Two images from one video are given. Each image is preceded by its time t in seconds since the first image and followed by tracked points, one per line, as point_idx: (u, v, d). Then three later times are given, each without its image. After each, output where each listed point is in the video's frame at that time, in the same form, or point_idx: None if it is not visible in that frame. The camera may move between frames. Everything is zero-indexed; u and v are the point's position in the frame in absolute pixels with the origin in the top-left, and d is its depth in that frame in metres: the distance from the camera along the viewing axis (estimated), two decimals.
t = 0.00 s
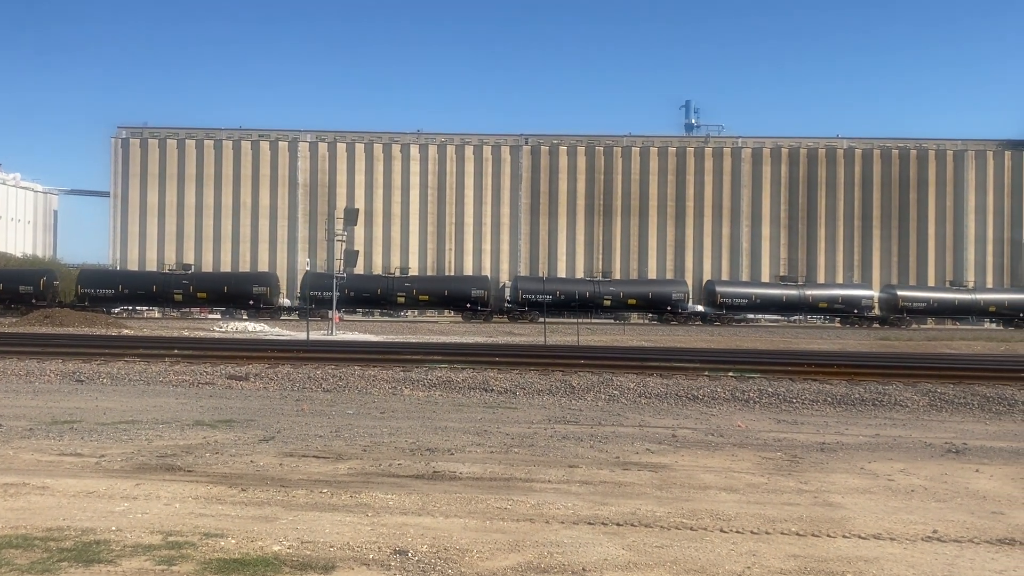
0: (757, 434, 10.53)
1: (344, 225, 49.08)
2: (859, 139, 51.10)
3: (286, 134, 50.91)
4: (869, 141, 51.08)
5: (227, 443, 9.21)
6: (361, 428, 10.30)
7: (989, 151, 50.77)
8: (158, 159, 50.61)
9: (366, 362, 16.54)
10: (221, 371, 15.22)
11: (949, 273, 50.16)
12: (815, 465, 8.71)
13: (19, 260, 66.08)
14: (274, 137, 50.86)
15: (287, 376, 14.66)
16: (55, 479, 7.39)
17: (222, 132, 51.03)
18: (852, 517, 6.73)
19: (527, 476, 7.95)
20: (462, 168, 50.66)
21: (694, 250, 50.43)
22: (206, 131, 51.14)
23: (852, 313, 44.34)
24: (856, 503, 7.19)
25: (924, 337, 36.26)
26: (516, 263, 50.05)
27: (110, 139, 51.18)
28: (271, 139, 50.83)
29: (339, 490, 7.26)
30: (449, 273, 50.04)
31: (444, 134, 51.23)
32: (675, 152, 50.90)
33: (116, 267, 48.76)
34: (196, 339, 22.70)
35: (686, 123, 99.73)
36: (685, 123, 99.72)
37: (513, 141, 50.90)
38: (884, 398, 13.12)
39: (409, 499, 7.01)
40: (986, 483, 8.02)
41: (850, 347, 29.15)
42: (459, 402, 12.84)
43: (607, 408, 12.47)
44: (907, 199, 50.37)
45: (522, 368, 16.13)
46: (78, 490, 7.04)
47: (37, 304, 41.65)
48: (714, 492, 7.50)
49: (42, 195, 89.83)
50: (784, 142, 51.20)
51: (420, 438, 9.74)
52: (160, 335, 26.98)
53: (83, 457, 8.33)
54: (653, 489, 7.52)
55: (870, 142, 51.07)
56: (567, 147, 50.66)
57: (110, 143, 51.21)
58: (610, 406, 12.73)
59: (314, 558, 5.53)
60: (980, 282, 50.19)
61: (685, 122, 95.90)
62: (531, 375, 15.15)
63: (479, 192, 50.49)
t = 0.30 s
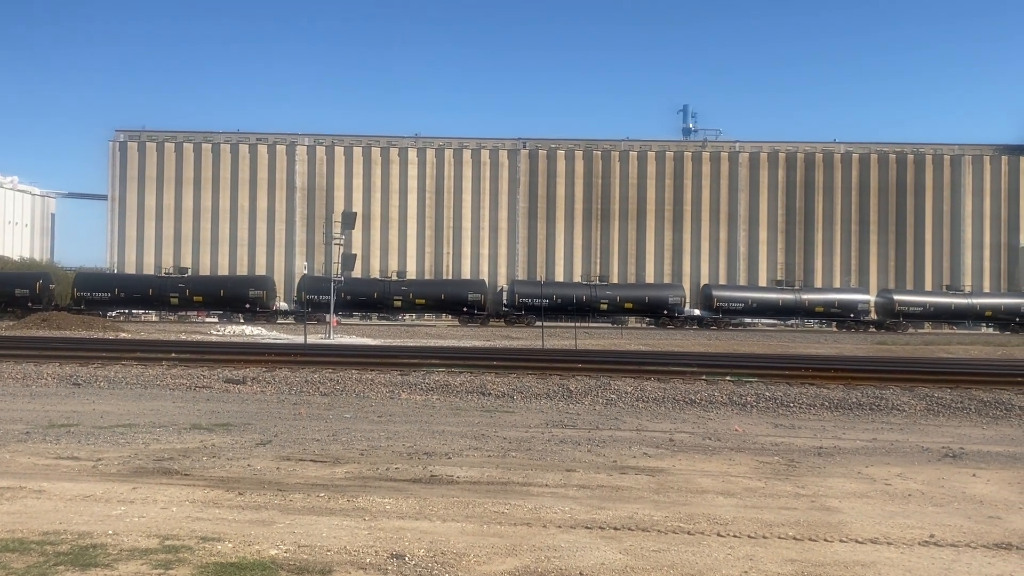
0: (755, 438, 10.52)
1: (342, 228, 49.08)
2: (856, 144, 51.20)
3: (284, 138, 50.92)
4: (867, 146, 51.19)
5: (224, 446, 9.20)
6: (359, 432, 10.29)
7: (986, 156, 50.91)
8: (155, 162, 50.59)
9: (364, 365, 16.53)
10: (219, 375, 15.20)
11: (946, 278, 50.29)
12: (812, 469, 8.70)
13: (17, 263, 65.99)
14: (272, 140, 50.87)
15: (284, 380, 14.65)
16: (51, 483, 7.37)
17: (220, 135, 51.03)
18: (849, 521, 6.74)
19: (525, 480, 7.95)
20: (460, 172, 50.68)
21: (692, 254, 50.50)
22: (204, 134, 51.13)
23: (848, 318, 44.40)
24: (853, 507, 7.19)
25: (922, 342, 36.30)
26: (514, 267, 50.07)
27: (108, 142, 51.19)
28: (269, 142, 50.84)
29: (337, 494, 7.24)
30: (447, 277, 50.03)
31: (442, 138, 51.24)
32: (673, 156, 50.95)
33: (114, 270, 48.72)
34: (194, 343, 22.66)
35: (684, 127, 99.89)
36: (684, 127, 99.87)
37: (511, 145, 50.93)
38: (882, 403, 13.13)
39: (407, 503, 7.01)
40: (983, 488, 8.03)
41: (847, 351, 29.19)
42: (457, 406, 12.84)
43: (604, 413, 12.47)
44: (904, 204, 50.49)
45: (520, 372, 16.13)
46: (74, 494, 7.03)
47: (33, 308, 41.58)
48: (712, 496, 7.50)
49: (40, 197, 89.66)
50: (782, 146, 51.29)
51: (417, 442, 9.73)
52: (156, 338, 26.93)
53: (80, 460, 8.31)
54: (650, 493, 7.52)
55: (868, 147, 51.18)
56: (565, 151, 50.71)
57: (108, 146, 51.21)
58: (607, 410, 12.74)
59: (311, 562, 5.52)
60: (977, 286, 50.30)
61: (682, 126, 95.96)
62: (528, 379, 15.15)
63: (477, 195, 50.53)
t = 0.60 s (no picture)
0: (752, 443, 10.53)
1: (340, 232, 49.07)
2: (853, 149, 51.33)
3: (282, 142, 50.97)
4: (864, 151, 51.32)
5: (222, 451, 9.19)
6: (356, 436, 10.29)
7: (984, 160, 51.04)
8: (154, 166, 50.60)
9: (362, 370, 16.52)
10: (216, 379, 15.18)
11: (943, 282, 50.34)
12: (810, 474, 8.71)
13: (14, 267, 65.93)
14: (270, 144, 50.91)
15: (282, 384, 14.63)
16: (49, 487, 7.36)
17: (218, 139, 51.07)
18: (847, 527, 6.74)
19: (523, 485, 7.95)
20: (458, 176, 50.72)
21: (690, 258, 50.53)
22: (202, 138, 51.18)
23: (845, 322, 44.42)
24: (851, 513, 7.19)
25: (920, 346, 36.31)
26: (512, 272, 50.08)
27: (106, 146, 51.23)
28: (267, 146, 50.88)
29: (335, 498, 7.24)
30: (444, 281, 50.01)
31: (440, 142, 51.29)
32: (671, 160, 51.02)
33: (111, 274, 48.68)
34: (192, 347, 22.64)
35: (683, 131, 100.01)
36: (682, 131, 99.99)
37: (509, 149, 51.01)
38: (880, 408, 13.15)
39: (405, 508, 7.00)
40: (981, 492, 8.04)
41: (845, 356, 29.21)
42: (454, 410, 12.84)
43: (603, 417, 12.47)
44: (902, 209, 50.60)
45: (518, 376, 16.12)
46: (72, 498, 7.02)
47: (29, 311, 41.52)
48: (710, 500, 7.51)
49: (38, 201, 89.50)
50: (779, 151, 51.38)
51: (415, 447, 9.73)
52: (153, 342, 26.90)
53: (78, 465, 8.30)
54: (648, 498, 7.52)
55: (865, 152, 51.31)
56: (563, 155, 50.76)
57: (106, 150, 51.24)
58: (605, 414, 12.74)
59: (308, 567, 5.52)
60: (975, 291, 50.33)
61: (680, 130, 96.15)
62: (527, 383, 15.14)
63: (475, 199, 50.54)
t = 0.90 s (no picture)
0: (752, 447, 10.53)
1: (339, 236, 49.08)
2: (852, 154, 51.46)
3: (281, 146, 51.06)
4: (864, 155, 51.41)
5: (221, 455, 9.19)
6: (355, 440, 10.28)
7: (983, 165, 51.19)
8: (153, 170, 50.62)
9: (362, 374, 16.49)
10: (215, 383, 15.17)
11: (943, 287, 50.38)
12: (809, 478, 8.70)
13: (13, 271, 65.79)
14: (270, 148, 50.98)
15: (281, 388, 14.63)
16: (47, 492, 7.35)
17: (217, 143, 51.12)
18: (846, 531, 6.74)
19: (522, 489, 7.94)
20: (458, 181, 50.78)
21: (689, 263, 50.57)
22: (201, 143, 51.23)
23: (844, 327, 44.43)
24: (850, 517, 7.20)
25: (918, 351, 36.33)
26: (512, 276, 50.11)
27: (106, 151, 51.26)
28: (266, 150, 50.93)
29: (334, 503, 7.23)
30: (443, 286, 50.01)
31: (439, 146, 51.38)
32: (670, 165, 51.08)
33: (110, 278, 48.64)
34: (189, 351, 22.60)
35: (681, 136, 100.22)
36: (681, 136, 100.21)
37: (508, 154, 51.14)
38: (879, 412, 13.15)
39: (404, 513, 6.99)
40: (981, 497, 8.04)
41: (844, 360, 29.22)
42: (454, 415, 12.82)
43: (602, 421, 12.47)
44: (901, 213, 50.68)
45: (517, 380, 16.11)
46: (71, 502, 7.02)
47: (26, 315, 41.47)
48: (709, 505, 7.51)
49: (37, 205, 89.41)
50: (778, 155, 51.47)
51: (415, 451, 9.72)
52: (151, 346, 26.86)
53: (77, 469, 8.29)
54: (647, 503, 7.52)
55: (864, 156, 51.42)
56: (563, 159, 50.84)
57: (106, 155, 51.28)
58: (605, 419, 12.73)
59: (307, 572, 5.51)
60: (974, 295, 50.40)
61: (679, 135, 96.29)
62: (526, 388, 15.14)
63: (474, 203, 50.57)
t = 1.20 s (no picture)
0: (752, 451, 10.54)
1: (339, 240, 49.10)
2: (852, 157, 51.55)
3: (281, 149, 51.16)
4: (863, 159, 51.49)
5: (221, 458, 9.17)
6: (356, 444, 10.27)
7: (982, 169, 51.29)
8: (153, 173, 50.64)
9: (362, 377, 16.48)
10: (215, 387, 15.16)
11: (942, 290, 50.39)
12: (810, 483, 8.70)
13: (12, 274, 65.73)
14: (270, 151, 51.07)
15: (280, 392, 14.61)
16: (47, 495, 7.35)
17: (217, 147, 51.19)
18: (846, 535, 6.74)
19: (522, 493, 7.93)
20: (457, 184, 50.82)
21: (688, 266, 50.59)
22: (201, 146, 51.29)
23: (842, 330, 44.44)
24: (851, 521, 7.19)
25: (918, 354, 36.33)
26: (511, 280, 50.10)
27: (106, 154, 51.31)
28: (266, 153, 51.03)
29: (334, 507, 7.22)
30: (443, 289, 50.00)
31: (439, 149, 51.47)
32: (670, 168, 51.13)
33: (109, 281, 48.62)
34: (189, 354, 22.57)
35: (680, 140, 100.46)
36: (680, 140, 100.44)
37: (507, 157, 51.20)
38: (879, 416, 13.16)
39: (404, 516, 6.99)
40: (981, 501, 8.04)
41: (843, 364, 29.21)
42: (453, 419, 12.80)
43: (602, 425, 12.46)
44: (901, 217, 50.77)
45: (517, 384, 16.10)
46: (71, 506, 7.01)
47: (24, 318, 41.45)
48: (709, 509, 7.51)
49: (37, 208, 89.34)
50: (778, 159, 51.56)
51: (414, 455, 9.71)
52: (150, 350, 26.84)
53: (77, 472, 8.29)
54: (648, 507, 7.52)
55: (864, 160, 51.50)
56: (563, 163, 50.90)
57: (106, 158, 51.33)
58: (604, 423, 12.72)
59: None
60: (973, 299, 50.42)
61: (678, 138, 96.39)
62: (525, 391, 15.13)
63: (474, 207, 50.62)
